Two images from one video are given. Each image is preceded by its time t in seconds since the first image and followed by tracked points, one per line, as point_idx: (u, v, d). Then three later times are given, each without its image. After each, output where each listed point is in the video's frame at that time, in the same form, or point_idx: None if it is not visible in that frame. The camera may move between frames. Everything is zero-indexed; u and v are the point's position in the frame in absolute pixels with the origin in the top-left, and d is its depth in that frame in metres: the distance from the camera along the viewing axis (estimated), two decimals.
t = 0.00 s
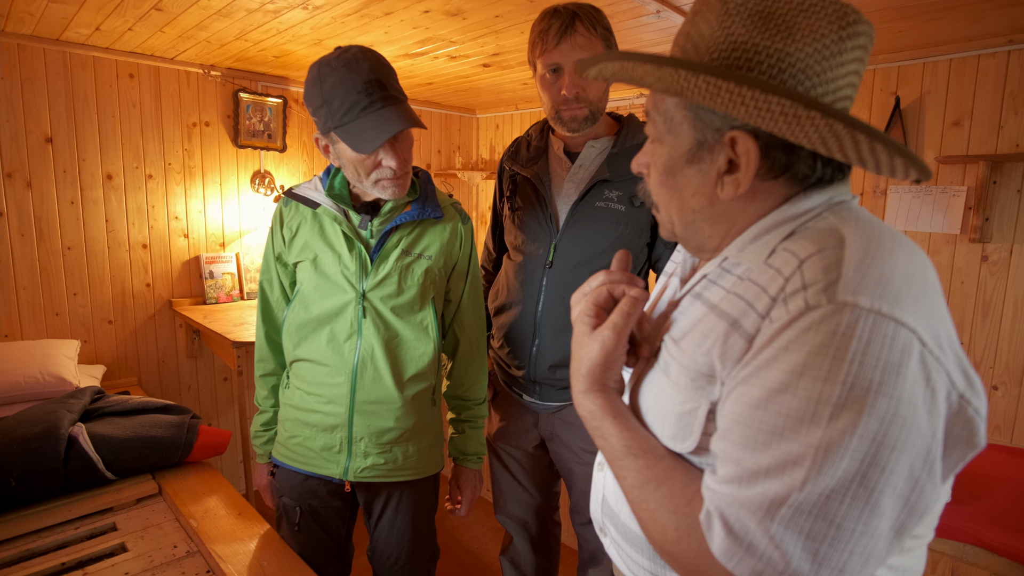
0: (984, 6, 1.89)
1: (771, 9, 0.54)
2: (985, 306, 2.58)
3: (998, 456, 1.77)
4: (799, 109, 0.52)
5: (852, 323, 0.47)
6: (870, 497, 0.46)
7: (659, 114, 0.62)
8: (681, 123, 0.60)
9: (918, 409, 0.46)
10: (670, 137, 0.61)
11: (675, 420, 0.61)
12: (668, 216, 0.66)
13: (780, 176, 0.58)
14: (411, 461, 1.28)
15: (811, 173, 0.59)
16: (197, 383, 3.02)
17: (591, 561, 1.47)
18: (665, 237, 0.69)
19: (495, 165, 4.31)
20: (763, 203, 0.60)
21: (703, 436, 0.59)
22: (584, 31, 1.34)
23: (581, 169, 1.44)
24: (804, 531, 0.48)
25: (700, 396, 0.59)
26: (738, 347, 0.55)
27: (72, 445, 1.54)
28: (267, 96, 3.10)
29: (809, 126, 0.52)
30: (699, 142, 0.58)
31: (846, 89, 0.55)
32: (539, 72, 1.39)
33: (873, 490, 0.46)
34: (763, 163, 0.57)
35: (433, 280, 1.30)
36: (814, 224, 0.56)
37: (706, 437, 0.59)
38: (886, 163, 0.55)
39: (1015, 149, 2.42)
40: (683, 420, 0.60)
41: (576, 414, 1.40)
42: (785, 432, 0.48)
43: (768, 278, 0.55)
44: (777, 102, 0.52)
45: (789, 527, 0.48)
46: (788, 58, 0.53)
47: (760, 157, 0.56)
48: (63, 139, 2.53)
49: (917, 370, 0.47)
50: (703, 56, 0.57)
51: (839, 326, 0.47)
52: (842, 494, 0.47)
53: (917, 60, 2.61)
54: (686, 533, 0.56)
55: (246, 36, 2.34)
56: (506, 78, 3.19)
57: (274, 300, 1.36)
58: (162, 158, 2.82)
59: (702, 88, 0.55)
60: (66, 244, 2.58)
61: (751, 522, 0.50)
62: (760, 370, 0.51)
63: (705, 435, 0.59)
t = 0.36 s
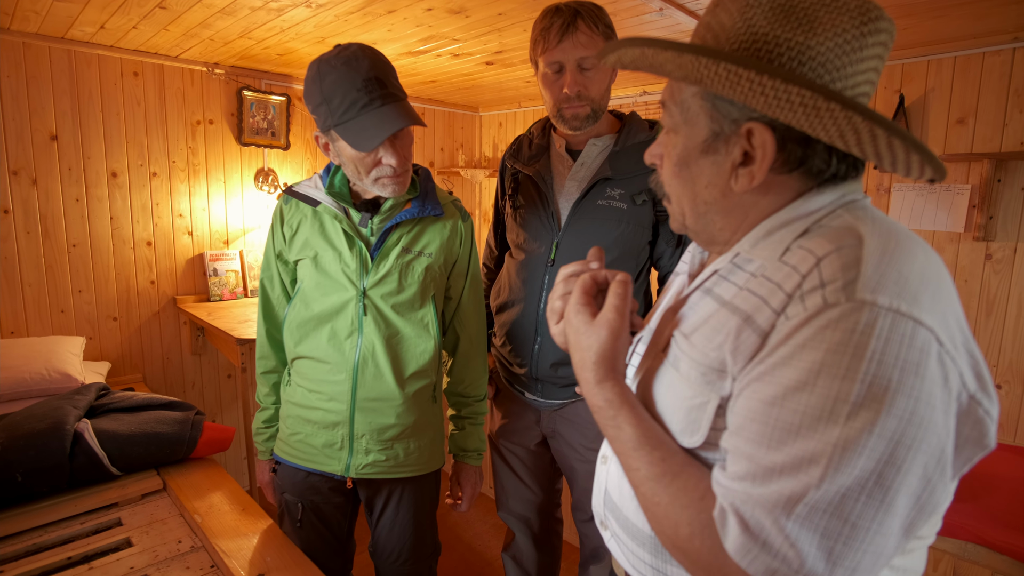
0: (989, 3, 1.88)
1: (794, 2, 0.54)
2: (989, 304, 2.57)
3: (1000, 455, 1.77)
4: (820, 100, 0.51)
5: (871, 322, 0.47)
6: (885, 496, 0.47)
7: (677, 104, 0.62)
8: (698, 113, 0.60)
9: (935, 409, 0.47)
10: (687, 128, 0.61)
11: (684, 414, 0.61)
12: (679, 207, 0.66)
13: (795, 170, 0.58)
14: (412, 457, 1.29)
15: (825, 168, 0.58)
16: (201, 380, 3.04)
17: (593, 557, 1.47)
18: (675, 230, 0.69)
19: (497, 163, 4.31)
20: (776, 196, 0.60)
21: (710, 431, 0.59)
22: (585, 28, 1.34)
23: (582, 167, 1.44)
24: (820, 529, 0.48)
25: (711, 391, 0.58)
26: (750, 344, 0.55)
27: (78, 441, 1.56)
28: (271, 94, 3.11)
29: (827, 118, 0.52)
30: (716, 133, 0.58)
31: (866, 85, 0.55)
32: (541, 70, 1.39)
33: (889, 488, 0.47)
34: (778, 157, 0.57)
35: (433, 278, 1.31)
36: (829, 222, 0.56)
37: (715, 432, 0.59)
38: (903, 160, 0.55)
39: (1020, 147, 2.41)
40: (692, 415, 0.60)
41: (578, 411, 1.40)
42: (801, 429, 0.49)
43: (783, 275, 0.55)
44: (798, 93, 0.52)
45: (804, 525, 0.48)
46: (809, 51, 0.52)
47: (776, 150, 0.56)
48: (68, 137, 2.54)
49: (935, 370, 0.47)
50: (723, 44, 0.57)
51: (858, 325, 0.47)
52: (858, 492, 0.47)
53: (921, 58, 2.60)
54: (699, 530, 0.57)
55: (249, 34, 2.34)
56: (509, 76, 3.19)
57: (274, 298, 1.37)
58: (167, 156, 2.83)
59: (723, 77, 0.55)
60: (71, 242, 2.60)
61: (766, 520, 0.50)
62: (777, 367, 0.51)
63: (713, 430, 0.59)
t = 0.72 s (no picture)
0: (990, 5, 1.89)
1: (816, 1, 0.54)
2: (991, 305, 2.57)
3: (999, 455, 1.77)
4: (840, 97, 0.52)
5: (887, 337, 0.47)
6: (904, 511, 0.47)
7: (694, 100, 0.62)
8: (715, 109, 0.60)
9: (950, 423, 0.47)
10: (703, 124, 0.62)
11: (689, 416, 0.62)
12: (693, 203, 0.67)
13: (810, 169, 0.59)
14: (414, 457, 1.30)
15: (840, 168, 0.59)
16: (205, 380, 3.06)
17: (594, 557, 1.48)
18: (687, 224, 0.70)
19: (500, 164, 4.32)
20: (790, 194, 0.61)
21: (715, 433, 0.61)
22: (586, 31, 1.35)
23: (583, 168, 1.45)
24: (844, 550, 0.48)
25: (717, 394, 0.59)
26: (759, 351, 0.55)
27: (84, 440, 1.57)
28: (275, 95, 3.13)
29: (847, 116, 0.52)
30: (733, 129, 0.59)
31: (885, 85, 0.55)
32: (542, 72, 1.40)
33: (907, 504, 0.47)
34: (794, 155, 0.58)
35: (435, 278, 1.32)
36: (841, 231, 0.56)
37: (719, 435, 0.61)
38: (920, 161, 0.56)
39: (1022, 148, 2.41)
40: (698, 417, 0.61)
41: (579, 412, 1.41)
42: (820, 447, 0.48)
43: (794, 285, 0.55)
44: (819, 89, 0.52)
45: (826, 547, 0.48)
46: (829, 50, 0.53)
47: (793, 147, 0.57)
48: (74, 139, 2.56)
49: (949, 384, 0.47)
50: (743, 40, 0.57)
51: (875, 339, 0.47)
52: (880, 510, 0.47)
53: (923, 59, 2.60)
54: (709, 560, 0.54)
55: (254, 36, 2.36)
56: (512, 77, 3.20)
57: (277, 299, 1.38)
58: (171, 157, 2.85)
59: (744, 72, 0.56)
60: (77, 242, 2.62)
61: (790, 544, 0.49)
62: (792, 383, 0.50)
63: (717, 433, 0.60)
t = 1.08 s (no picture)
0: (994, 4, 1.88)
1: None
2: (993, 305, 2.56)
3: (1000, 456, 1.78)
4: (852, 96, 0.52)
5: (907, 357, 0.47)
6: (924, 530, 0.47)
7: (700, 101, 0.64)
8: (722, 109, 0.61)
9: (967, 442, 0.47)
10: (710, 124, 0.63)
11: (698, 425, 0.62)
12: (700, 205, 0.68)
13: (821, 168, 0.59)
14: (416, 455, 1.31)
15: (851, 166, 0.59)
16: (209, 378, 3.07)
17: (596, 555, 1.48)
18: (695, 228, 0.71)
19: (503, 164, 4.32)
20: (800, 194, 0.62)
21: (725, 443, 0.61)
22: (588, 31, 1.35)
23: (585, 168, 1.45)
24: (863, 567, 0.48)
25: (728, 406, 0.59)
26: (772, 365, 0.55)
27: (89, 438, 1.58)
28: (278, 95, 3.14)
29: (860, 114, 0.53)
30: (742, 129, 0.60)
31: (894, 80, 0.56)
32: (544, 72, 1.40)
33: (927, 522, 0.47)
34: (805, 154, 0.58)
35: (436, 277, 1.33)
36: (854, 244, 0.56)
37: (729, 445, 0.61)
38: (933, 158, 0.56)
39: None
40: (707, 427, 0.62)
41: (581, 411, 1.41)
42: (841, 467, 0.48)
43: (809, 299, 0.54)
44: (830, 88, 0.53)
45: (847, 566, 0.48)
46: (839, 47, 0.53)
47: (803, 147, 0.58)
48: (79, 139, 2.58)
49: (967, 404, 0.48)
50: (752, 39, 0.58)
51: (894, 359, 0.47)
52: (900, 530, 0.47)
53: (926, 58, 2.60)
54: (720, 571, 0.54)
55: (258, 36, 2.37)
56: (515, 77, 3.21)
57: (279, 298, 1.39)
58: (175, 156, 2.86)
59: (754, 71, 0.56)
60: (82, 241, 2.63)
61: (810, 562, 0.49)
62: (811, 402, 0.50)
63: (727, 443, 0.61)
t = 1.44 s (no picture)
0: (997, 4, 1.88)
1: (804, 12, 0.55)
2: (996, 305, 2.56)
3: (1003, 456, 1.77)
4: (822, 114, 0.53)
5: (886, 329, 0.48)
6: (885, 497, 0.47)
7: (683, 108, 0.64)
8: (704, 118, 0.62)
9: (944, 419, 0.47)
10: (692, 132, 0.63)
11: (697, 415, 0.63)
12: (680, 207, 0.68)
13: (797, 178, 0.60)
14: (418, 454, 1.31)
15: (827, 178, 0.60)
16: (212, 378, 3.08)
17: (598, 555, 1.49)
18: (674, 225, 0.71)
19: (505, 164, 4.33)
20: (779, 202, 0.62)
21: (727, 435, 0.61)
22: (589, 32, 1.35)
23: (587, 169, 1.46)
24: (820, 527, 0.49)
25: (724, 392, 0.60)
26: (765, 346, 0.56)
27: (93, 437, 1.59)
28: (281, 95, 3.15)
29: (829, 132, 0.54)
30: (721, 138, 0.60)
31: (869, 98, 0.57)
32: (546, 73, 1.41)
33: (889, 491, 0.47)
34: (781, 165, 0.59)
35: (439, 277, 1.33)
36: (845, 235, 0.57)
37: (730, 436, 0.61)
38: (900, 174, 0.57)
39: None
40: (706, 416, 0.62)
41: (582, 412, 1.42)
42: (806, 428, 0.49)
43: (802, 284, 0.56)
44: (802, 106, 0.54)
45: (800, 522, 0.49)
46: (816, 63, 0.54)
47: (778, 158, 0.58)
48: (83, 139, 2.59)
49: (947, 381, 0.48)
50: (733, 53, 0.59)
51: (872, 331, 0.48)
52: (859, 492, 0.47)
53: (928, 58, 2.59)
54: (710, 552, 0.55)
55: (260, 37, 2.38)
56: (517, 78, 3.21)
57: (282, 297, 1.39)
58: (178, 157, 2.87)
59: (730, 87, 0.57)
60: (85, 241, 2.64)
61: (765, 516, 0.50)
62: (788, 370, 0.52)
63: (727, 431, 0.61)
